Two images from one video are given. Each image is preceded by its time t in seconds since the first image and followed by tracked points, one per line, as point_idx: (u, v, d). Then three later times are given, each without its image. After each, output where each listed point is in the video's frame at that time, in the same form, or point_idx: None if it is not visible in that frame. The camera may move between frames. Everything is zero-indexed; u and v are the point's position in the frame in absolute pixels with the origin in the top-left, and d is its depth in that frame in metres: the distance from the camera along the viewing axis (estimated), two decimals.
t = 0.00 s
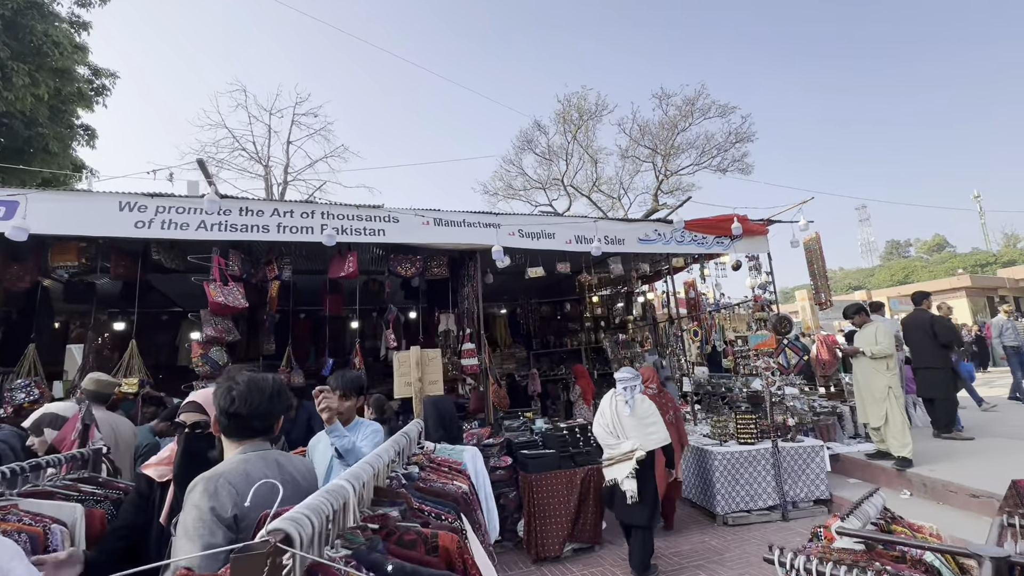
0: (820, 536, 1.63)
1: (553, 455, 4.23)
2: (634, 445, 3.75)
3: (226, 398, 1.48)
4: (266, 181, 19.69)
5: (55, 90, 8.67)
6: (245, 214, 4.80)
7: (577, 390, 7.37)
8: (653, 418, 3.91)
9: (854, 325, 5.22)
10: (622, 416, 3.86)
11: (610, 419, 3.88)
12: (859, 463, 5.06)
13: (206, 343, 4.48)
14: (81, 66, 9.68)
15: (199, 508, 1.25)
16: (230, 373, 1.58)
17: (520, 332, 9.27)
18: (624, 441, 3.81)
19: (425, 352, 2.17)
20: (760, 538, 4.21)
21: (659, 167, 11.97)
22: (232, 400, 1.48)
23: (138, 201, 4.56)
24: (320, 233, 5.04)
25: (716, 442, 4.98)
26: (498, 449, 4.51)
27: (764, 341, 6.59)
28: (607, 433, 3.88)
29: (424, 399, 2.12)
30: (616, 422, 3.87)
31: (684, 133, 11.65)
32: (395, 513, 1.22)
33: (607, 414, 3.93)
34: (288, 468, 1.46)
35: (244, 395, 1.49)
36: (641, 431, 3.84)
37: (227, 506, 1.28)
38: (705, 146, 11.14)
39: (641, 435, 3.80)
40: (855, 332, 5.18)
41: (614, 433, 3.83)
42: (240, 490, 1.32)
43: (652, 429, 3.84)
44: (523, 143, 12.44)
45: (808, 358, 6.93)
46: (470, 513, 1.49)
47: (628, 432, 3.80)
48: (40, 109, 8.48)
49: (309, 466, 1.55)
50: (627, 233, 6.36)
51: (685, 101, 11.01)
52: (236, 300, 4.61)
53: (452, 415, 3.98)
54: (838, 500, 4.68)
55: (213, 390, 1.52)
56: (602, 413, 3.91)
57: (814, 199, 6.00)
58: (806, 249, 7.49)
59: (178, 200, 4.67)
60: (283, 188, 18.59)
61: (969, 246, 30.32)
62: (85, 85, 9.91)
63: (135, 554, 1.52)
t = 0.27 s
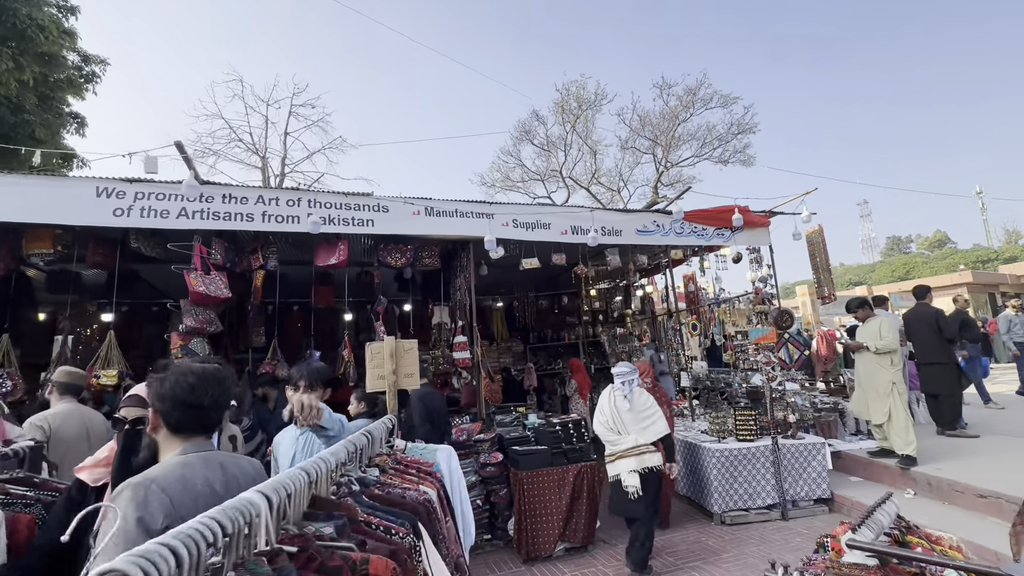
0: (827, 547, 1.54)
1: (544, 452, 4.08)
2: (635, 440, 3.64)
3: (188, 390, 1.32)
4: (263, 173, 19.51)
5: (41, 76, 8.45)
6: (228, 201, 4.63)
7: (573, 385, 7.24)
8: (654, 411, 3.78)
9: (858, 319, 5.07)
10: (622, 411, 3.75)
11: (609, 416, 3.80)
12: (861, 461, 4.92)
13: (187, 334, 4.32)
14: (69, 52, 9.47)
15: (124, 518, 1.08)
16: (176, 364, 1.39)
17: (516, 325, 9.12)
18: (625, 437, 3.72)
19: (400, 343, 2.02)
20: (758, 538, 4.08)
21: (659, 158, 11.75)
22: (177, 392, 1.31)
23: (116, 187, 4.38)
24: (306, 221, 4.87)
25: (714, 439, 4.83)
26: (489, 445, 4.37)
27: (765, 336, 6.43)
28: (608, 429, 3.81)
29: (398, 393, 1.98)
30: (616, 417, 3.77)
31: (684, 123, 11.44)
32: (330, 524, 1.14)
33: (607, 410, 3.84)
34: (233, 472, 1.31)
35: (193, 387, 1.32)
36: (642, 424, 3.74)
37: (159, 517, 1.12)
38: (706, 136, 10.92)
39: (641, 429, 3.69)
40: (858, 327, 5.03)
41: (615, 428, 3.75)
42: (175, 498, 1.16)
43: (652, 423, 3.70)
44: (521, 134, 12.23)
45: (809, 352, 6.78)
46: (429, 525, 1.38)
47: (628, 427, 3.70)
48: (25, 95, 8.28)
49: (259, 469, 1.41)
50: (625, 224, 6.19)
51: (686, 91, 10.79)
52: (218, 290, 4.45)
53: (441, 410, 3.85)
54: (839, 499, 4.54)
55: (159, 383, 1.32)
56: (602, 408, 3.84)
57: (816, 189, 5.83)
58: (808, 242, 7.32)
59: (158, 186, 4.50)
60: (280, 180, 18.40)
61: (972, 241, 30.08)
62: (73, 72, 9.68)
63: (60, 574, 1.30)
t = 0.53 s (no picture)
0: None
1: (535, 451, 3.88)
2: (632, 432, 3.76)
3: (103, 389, 1.09)
4: (260, 160, 19.22)
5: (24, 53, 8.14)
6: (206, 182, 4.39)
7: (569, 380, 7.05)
8: (652, 405, 3.83)
9: (865, 318, 4.85)
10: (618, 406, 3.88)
11: (608, 410, 3.93)
12: (865, 464, 4.73)
13: (161, 322, 4.10)
14: (55, 30, 9.17)
15: None
16: (64, 360, 1.12)
17: (512, 318, 8.91)
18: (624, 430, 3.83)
19: (368, 337, 1.80)
20: (759, 545, 3.89)
21: (662, 149, 11.49)
22: (80, 388, 1.07)
23: (87, 165, 4.13)
24: (289, 205, 4.63)
25: (714, 440, 4.63)
26: (478, 442, 4.17)
27: (769, 333, 6.19)
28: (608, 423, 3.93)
29: (364, 393, 1.76)
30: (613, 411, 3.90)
31: (688, 114, 11.16)
32: None
33: (607, 405, 3.98)
34: (145, 489, 1.08)
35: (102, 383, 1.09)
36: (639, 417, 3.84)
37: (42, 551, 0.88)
38: (711, 128, 10.65)
39: (637, 421, 3.79)
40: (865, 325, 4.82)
41: (614, 422, 3.87)
42: (67, 526, 0.93)
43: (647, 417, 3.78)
44: (521, 123, 11.95)
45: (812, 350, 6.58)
46: (376, 560, 1.19)
47: (626, 420, 3.81)
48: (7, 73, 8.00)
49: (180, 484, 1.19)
50: (625, 215, 5.95)
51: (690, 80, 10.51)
52: (196, 277, 4.21)
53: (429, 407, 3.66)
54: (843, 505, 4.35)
55: (54, 383, 1.05)
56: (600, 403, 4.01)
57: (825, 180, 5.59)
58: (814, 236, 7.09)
59: (132, 165, 4.25)
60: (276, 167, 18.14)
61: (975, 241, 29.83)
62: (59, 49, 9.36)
63: None
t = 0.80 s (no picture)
0: None
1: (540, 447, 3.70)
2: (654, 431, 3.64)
3: (13, 372, 0.93)
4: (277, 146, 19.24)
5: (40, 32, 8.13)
6: (208, 160, 4.26)
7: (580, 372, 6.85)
8: (676, 402, 3.73)
9: (899, 316, 4.53)
10: (641, 402, 3.74)
11: (630, 406, 3.77)
12: (895, 471, 4.44)
13: (161, 302, 4.00)
14: (72, 11, 9.15)
15: None
16: None
17: (524, 308, 8.72)
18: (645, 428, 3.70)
19: (350, 321, 1.63)
20: (778, 553, 3.66)
21: (683, 137, 11.08)
22: None
23: (88, 140, 4.02)
24: (293, 185, 4.47)
25: (731, 441, 4.39)
26: (482, 435, 4.00)
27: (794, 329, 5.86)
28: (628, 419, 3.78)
29: (345, 382, 1.58)
30: (635, 407, 3.75)
31: (712, 100, 10.71)
32: None
33: (628, 400, 3.81)
34: (63, 490, 0.91)
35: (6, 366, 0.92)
36: (661, 416, 3.72)
37: None
38: (735, 114, 10.19)
39: (660, 420, 3.67)
40: (899, 324, 4.50)
41: (635, 419, 3.72)
42: None
43: (672, 414, 3.68)
44: (538, 108, 11.64)
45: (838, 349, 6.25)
46: None
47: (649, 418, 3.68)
48: (24, 51, 8.00)
49: (107, 485, 1.02)
50: (643, 202, 5.68)
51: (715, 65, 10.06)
52: (197, 257, 4.09)
53: (433, 397, 3.52)
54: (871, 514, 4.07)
55: None
56: (621, 397, 3.82)
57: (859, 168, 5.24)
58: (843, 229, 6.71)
59: (134, 141, 4.13)
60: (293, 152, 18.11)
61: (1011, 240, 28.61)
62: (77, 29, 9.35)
63: None
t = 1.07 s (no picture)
0: None
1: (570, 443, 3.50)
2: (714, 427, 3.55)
3: None
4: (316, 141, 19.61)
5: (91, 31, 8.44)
6: (239, 148, 4.26)
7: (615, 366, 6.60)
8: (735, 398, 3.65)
9: (976, 309, 4.07)
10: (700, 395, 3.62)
11: (689, 400, 3.64)
12: (968, 482, 4.01)
13: (193, 289, 4.01)
14: (121, 11, 9.49)
15: None
16: None
17: (558, 300, 8.50)
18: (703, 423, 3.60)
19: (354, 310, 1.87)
20: (832, 567, 3.34)
21: (727, 121, 10.51)
22: None
23: (125, 129, 4.08)
24: (322, 171, 4.42)
25: (779, 442, 4.07)
26: (511, 429, 3.83)
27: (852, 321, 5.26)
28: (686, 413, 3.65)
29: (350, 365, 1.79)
30: (694, 399, 3.65)
31: (759, 81, 10.09)
32: None
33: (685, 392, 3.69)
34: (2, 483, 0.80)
35: None
36: (721, 412, 3.61)
37: None
38: (785, 95, 9.56)
39: (720, 417, 3.57)
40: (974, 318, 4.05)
41: (694, 414, 3.61)
42: None
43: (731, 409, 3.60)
44: (573, 95, 11.31)
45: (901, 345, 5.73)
46: None
47: (709, 414, 3.57)
48: (78, 51, 8.35)
49: (65, 475, 0.91)
50: (684, 187, 5.35)
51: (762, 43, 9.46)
52: (228, 245, 4.10)
53: (458, 388, 3.40)
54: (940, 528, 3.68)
55: None
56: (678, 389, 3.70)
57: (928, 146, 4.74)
58: (908, 215, 6.14)
59: (167, 129, 4.17)
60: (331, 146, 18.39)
61: None
62: (127, 28, 9.69)
63: None
